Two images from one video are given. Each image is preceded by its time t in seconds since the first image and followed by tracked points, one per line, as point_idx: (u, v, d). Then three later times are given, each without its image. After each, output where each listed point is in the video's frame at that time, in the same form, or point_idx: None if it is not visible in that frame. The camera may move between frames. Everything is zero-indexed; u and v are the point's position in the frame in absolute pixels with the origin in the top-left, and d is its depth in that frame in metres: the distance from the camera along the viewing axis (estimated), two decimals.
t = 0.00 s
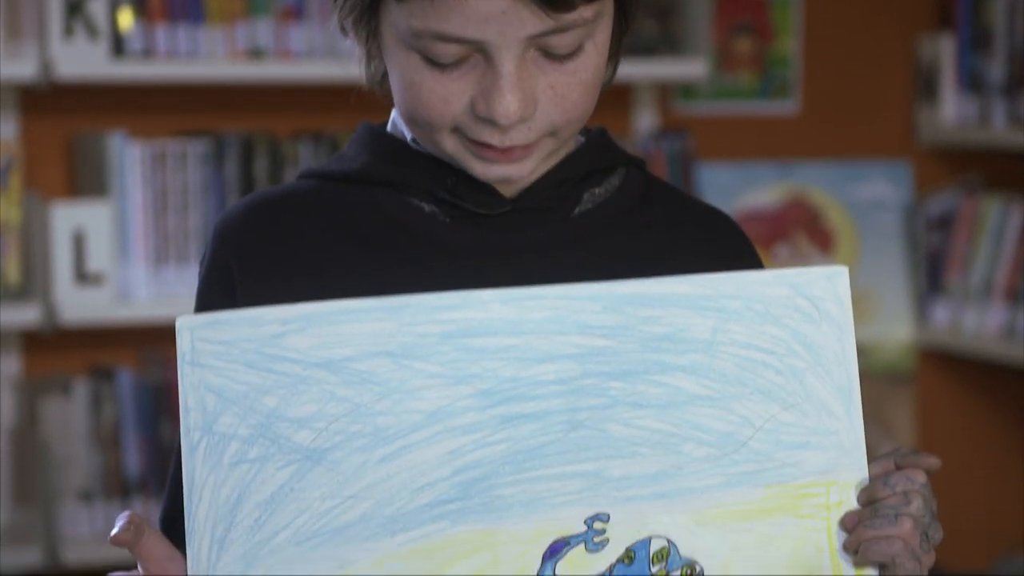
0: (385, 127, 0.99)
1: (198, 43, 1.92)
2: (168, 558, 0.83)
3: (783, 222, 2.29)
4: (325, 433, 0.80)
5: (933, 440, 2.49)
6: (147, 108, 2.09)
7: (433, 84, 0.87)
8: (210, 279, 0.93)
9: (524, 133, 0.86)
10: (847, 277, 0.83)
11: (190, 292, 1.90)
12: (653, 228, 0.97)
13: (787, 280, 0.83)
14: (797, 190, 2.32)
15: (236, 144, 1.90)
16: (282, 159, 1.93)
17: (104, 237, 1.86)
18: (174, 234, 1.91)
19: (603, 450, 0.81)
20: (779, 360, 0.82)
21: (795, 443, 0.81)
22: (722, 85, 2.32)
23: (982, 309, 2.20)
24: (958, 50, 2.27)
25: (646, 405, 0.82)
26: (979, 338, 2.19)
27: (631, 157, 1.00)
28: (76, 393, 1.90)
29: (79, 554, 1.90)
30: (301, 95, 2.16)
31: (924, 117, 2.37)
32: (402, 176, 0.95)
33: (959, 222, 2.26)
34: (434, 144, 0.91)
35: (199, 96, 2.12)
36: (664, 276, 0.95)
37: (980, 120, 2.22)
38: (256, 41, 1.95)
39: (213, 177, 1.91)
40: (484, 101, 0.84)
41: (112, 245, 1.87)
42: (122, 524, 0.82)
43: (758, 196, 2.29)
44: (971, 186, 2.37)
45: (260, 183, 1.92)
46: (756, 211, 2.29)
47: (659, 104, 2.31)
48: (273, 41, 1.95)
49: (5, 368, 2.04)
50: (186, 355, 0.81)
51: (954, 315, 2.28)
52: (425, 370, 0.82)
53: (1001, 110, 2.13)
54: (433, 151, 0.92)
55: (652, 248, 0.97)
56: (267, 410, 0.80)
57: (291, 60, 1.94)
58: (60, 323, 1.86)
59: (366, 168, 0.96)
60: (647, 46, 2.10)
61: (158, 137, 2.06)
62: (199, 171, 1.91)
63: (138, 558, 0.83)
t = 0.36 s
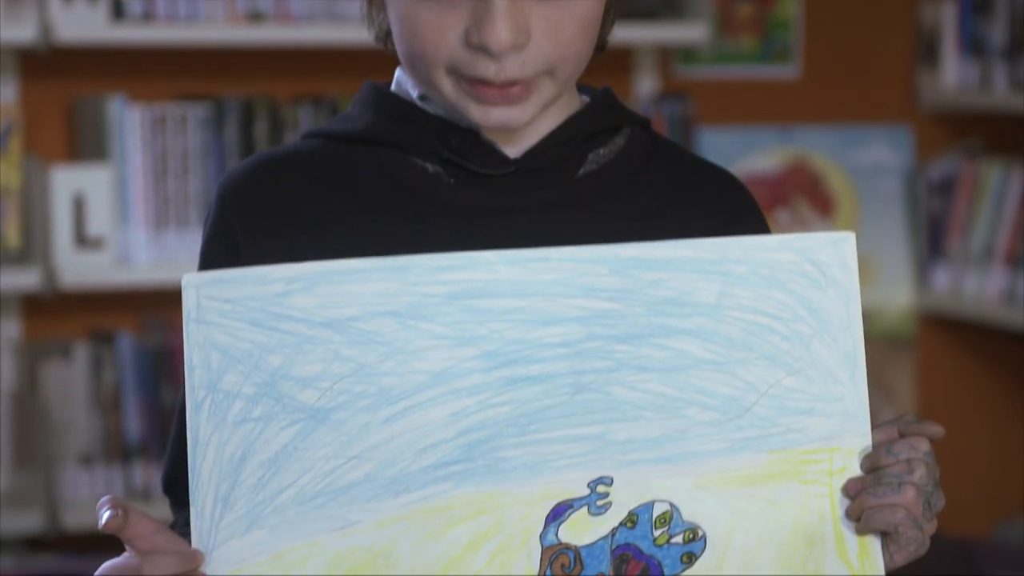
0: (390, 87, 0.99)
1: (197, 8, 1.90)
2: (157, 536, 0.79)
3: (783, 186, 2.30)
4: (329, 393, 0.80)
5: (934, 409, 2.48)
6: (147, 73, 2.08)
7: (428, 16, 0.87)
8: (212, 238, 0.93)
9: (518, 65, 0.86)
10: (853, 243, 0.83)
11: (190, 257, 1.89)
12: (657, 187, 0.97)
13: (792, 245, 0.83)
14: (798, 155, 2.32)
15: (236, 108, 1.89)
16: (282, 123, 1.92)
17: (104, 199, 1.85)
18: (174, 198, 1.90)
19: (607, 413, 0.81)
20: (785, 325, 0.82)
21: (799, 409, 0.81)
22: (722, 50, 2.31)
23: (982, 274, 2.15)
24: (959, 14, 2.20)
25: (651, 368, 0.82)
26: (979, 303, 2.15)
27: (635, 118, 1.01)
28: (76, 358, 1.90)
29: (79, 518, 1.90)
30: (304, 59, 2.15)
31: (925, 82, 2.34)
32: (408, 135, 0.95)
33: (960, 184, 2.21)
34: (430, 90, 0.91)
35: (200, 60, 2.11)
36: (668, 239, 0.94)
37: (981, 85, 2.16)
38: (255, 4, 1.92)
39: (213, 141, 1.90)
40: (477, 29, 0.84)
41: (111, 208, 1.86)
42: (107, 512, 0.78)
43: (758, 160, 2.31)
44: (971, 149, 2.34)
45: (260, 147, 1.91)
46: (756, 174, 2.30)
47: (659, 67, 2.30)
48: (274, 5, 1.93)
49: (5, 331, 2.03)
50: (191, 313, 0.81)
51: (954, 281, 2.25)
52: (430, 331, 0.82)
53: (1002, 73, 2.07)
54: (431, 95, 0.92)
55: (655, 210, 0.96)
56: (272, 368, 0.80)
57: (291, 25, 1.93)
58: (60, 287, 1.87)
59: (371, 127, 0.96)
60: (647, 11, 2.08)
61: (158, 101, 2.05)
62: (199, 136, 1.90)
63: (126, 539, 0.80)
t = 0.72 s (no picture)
0: (395, 55, 0.99)
1: None
2: (168, 494, 0.79)
3: (784, 156, 2.24)
4: (332, 356, 0.80)
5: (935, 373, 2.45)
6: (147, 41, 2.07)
7: None
8: (216, 202, 0.93)
9: (527, 30, 0.86)
10: (856, 210, 0.83)
11: (191, 227, 1.88)
12: (660, 158, 0.97)
13: (796, 212, 0.83)
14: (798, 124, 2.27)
15: (235, 77, 1.88)
16: (281, 91, 1.90)
17: (103, 168, 1.86)
18: (173, 168, 1.88)
19: (609, 378, 0.81)
20: (787, 291, 0.82)
21: (802, 374, 0.81)
22: (723, 20, 2.31)
23: (982, 245, 2.09)
24: None
25: (654, 334, 0.82)
26: (979, 273, 2.09)
27: (640, 89, 1.00)
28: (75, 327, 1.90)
29: (79, 487, 1.90)
30: (307, 29, 2.14)
31: (925, 51, 2.33)
32: (413, 102, 0.95)
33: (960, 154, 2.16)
34: (436, 54, 0.91)
35: (201, 29, 2.10)
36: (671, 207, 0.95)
37: (982, 54, 2.09)
38: None
39: (213, 111, 1.88)
40: None
41: (111, 176, 1.86)
42: (119, 470, 0.78)
43: (757, 130, 2.25)
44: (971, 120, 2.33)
45: (260, 116, 1.90)
46: (756, 144, 2.24)
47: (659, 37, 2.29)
48: None
49: (5, 300, 2.03)
50: (193, 276, 0.80)
51: (954, 251, 2.18)
52: (434, 297, 0.82)
53: (1003, 43, 2.00)
54: (439, 63, 0.92)
55: (660, 179, 0.96)
56: (275, 332, 0.80)
57: None
58: (60, 256, 1.86)
59: (376, 95, 0.96)
60: None
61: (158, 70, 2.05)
62: (199, 105, 1.88)
63: (136, 499, 0.79)
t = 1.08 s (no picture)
0: (398, 15, 0.99)
1: None
2: (165, 446, 0.79)
3: (785, 115, 2.24)
4: (330, 310, 0.81)
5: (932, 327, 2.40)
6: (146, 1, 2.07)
7: None
8: (219, 160, 0.92)
9: (552, 20, 0.84)
10: (854, 168, 0.82)
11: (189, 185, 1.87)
12: (663, 117, 0.96)
13: (795, 170, 0.83)
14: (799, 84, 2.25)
15: (235, 36, 1.87)
16: (282, 54, 1.89)
17: (103, 128, 1.85)
18: (174, 127, 1.88)
19: (606, 334, 0.81)
20: (785, 249, 0.82)
21: (799, 332, 0.81)
22: None
23: (983, 206, 2.01)
24: None
25: (652, 291, 0.82)
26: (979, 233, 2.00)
27: (642, 48, 0.99)
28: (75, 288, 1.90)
29: (79, 448, 1.88)
30: None
31: (929, 12, 2.25)
32: (415, 61, 0.94)
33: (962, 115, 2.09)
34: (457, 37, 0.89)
35: None
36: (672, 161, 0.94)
37: (984, 16, 2.03)
38: None
39: (212, 69, 1.88)
40: None
41: (111, 136, 1.86)
42: (117, 420, 0.78)
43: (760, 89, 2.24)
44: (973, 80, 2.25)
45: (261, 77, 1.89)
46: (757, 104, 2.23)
47: None
48: None
49: (5, 260, 2.04)
50: (191, 230, 0.81)
51: (957, 211, 2.11)
52: (432, 252, 0.82)
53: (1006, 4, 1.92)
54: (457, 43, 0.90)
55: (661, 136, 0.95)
56: (273, 285, 0.80)
57: None
58: (61, 215, 1.87)
59: (379, 54, 0.95)
60: None
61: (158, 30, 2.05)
62: (199, 64, 1.87)
63: (132, 450, 0.79)
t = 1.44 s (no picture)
0: None
1: None
2: (159, 424, 0.79)
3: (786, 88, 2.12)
4: (322, 285, 0.80)
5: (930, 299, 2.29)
6: None
7: None
8: (210, 130, 0.91)
9: None
10: (848, 135, 0.81)
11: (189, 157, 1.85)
12: (657, 87, 0.95)
13: (787, 138, 0.81)
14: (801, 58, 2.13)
15: (236, 8, 1.86)
16: (282, 25, 1.88)
17: (104, 98, 1.84)
18: (175, 99, 1.87)
19: (599, 306, 0.81)
20: (779, 219, 0.81)
21: (794, 302, 0.80)
22: None
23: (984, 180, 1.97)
24: None
25: (646, 262, 0.81)
26: (980, 207, 1.96)
27: (634, 16, 0.98)
28: (75, 261, 1.90)
29: (79, 419, 1.89)
30: None
31: None
32: (407, 33, 0.93)
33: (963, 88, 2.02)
34: (452, 14, 0.87)
35: None
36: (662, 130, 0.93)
37: None
38: None
39: (213, 41, 1.87)
40: None
41: (112, 107, 1.85)
42: (111, 399, 0.77)
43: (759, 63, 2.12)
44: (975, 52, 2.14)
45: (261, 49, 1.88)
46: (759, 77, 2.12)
47: None
48: None
49: (5, 233, 2.02)
50: (181, 205, 0.80)
51: (958, 183, 2.05)
52: (424, 225, 0.81)
53: None
54: (452, 21, 0.89)
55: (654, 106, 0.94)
56: (264, 260, 0.80)
57: None
58: (61, 188, 1.85)
59: (368, 27, 0.94)
60: None
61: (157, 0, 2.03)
62: (199, 35, 1.87)
63: (126, 427, 0.79)
